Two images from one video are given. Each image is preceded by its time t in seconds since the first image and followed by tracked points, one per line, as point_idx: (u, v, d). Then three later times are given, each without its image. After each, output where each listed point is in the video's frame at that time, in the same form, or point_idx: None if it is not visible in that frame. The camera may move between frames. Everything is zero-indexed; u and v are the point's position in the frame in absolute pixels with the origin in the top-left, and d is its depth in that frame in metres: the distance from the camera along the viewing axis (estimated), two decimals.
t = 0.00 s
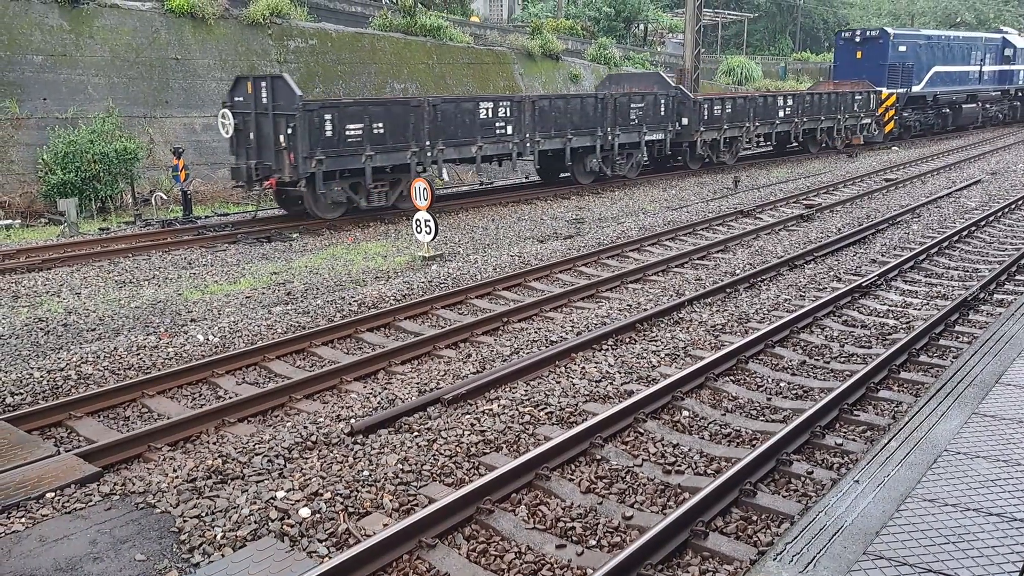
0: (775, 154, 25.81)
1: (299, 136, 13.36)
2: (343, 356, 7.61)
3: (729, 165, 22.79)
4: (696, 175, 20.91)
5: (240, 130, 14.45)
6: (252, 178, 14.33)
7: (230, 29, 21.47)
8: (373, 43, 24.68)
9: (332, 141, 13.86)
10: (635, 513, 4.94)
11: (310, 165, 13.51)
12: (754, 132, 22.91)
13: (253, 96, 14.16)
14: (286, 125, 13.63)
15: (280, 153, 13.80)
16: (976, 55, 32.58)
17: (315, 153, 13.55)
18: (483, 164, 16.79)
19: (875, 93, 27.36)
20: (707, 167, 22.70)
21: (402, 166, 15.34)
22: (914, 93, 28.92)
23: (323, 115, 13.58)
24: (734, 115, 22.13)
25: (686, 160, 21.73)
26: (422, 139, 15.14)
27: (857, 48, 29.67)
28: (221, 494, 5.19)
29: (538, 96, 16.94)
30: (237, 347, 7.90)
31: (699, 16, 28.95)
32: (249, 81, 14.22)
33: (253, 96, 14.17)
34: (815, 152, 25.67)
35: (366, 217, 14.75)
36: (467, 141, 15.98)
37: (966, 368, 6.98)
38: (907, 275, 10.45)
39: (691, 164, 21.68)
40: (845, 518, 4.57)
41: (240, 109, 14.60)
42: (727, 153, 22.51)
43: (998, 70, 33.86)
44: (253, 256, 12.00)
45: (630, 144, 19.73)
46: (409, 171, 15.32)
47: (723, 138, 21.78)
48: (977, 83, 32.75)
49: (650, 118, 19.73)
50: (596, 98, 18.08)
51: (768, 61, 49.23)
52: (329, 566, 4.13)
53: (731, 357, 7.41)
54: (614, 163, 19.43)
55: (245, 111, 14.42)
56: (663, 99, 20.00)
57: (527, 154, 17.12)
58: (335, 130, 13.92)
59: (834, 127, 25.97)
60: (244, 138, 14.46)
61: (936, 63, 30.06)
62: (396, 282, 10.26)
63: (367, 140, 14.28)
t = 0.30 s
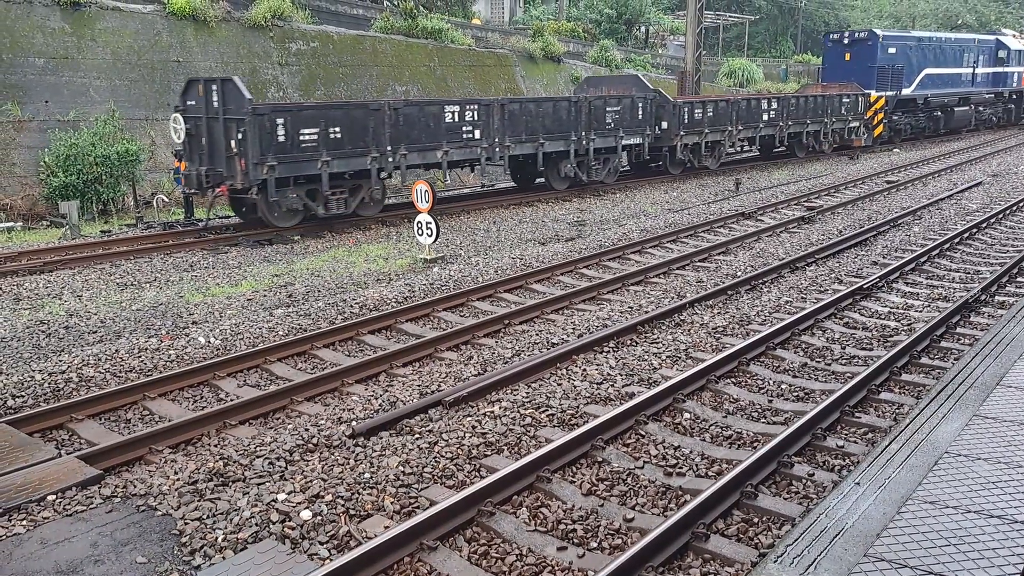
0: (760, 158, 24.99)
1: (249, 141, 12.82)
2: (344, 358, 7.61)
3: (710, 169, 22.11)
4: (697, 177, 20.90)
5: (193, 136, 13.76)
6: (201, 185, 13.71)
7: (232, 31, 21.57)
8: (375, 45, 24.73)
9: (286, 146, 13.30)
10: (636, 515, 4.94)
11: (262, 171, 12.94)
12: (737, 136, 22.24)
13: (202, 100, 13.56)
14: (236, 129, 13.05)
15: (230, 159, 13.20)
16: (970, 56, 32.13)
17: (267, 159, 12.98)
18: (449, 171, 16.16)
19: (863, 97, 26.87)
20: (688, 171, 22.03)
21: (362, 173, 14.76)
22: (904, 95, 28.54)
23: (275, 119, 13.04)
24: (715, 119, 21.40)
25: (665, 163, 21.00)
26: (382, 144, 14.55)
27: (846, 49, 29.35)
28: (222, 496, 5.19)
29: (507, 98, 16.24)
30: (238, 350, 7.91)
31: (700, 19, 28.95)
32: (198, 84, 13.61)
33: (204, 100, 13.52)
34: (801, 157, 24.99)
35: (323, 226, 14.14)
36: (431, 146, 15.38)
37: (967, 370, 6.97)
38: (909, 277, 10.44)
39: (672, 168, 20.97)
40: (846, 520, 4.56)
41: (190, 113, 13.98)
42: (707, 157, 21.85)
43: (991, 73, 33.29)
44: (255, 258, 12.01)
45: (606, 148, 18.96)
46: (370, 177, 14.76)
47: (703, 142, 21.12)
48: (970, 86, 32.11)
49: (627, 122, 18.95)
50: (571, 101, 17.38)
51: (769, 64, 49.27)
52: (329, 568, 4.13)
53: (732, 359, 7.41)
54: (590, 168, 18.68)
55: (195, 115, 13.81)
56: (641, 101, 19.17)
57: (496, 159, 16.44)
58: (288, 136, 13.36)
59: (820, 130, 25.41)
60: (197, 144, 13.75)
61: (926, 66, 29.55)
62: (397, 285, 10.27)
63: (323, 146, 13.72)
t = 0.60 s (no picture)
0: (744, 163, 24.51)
1: (192, 149, 12.22)
2: (344, 362, 7.61)
3: (691, 175, 21.63)
4: (697, 180, 20.90)
5: (139, 142, 13.11)
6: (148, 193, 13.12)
7: (233, 35, 21.62)
8: (375, 49, 24.78)
9: (233, 154, 12.66)
10: (637, 518, 4.94)
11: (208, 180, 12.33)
12: (716, 141, 21.77)
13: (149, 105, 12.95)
14: (180, 135, 12.47)
15: (177, 167, 12.62)
16: (961, 59, 31.82)
17: (212, 166, 12.35)
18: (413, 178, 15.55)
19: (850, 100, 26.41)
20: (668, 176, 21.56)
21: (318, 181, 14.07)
22: (892, 99, 28.08)
23: (221, 125, 12.39)
24: (695, 123, 20.96)
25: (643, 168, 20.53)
26: (338, 150, 13.86)
27: (832, 53, 28.91)
28: (222, 500, 5.19)
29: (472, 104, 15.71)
30: (239, 353, 7.92)
31: (700, 22, 28.97)
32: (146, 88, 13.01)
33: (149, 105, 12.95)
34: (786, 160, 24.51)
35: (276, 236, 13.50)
36: (392, 152, 14.74)
37: (967, 373, 6.97)
38: (909, 280, 10.44)
39: (651, 174, 20.49)
40: (846, 523, 4.56)
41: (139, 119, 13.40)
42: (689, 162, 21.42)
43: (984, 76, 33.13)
44: (255, 262, 12.01)
45: (580, 154, 18.48)
46: (325, 185, 14.00)
47: (683, 147, 20.67)
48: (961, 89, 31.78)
49: (601, 127, 18.44)
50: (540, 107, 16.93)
51: (769, 67, 49.29)
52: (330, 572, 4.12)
53: (733, 362, 7.41)
54: (564, 174, 18.22)
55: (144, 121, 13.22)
56: (616, 106, 18.67)
57: (462, 165, 15.92)
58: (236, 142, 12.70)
59: (806, 135, 24.99)
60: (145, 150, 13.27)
61: (915, 69, 29.18)
62: (397, 288, 10.28)
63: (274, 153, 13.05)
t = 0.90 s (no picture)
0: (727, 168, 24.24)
1: (128, 156, 11.64)
2: (344, 365, 7.61)
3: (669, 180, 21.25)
4: (696, 183, 20.92)
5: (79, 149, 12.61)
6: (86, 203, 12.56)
7: (232, 39, 21.62)
8: (374, 53, 24.80)
9: (174, 161, 12.10)
10: (636, 521, 4.94)
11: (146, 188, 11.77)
12: (695, 146, 21.40)
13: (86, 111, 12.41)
14: (118, 142, 11.91)
15: (114, 175, 12.06)
16: (951, 62, 31.44)
17: (150, 174, 11.79)
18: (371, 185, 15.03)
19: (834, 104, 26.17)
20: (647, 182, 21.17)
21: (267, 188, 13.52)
22: (879, 103, 27.56)
23: (160, 131, 11.83)
24: (672, 128, 20.54)
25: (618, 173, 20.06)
26: (288, 156, 13.34)
27: (817, 56, 28.21)
28: (222, 503, 5.18)
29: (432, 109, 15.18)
30: (238, 356, 7.92)
31: (698, 26, 28.99)
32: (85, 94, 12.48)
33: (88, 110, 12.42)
34: (768, 166, 24.26)
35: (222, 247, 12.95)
36: (347, 158, 14.20)
37: (966, 375, 6.97)
38: (908, 283, 10.45)
39: (626, 180, 20.03)
40: (847, 526, 4.56)
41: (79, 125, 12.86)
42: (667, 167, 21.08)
43: (974, 79, 32.84)
44: (255, 265, 12.02)
45: (550, 161, 17.98)
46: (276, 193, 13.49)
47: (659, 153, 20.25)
48: (951, 92, 31.36)
49: (572, 132, 17.97)
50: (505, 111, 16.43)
51: (769, 70, 49.35)
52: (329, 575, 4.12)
53: (732, 365, 7.41)
54: (533, 181, 17.69)
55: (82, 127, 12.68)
56: (588, 110, 18.30)
57: (423, 172, 15.39)
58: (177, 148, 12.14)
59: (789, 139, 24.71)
60: (84, 158, 12.72)
61: (903, 72, 28.70)
62: (396, 292, 10.28)
63: (217, 159, 12.51)
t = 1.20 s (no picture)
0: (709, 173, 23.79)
1: (59, 165, 11.03)
2: (344, 368, 7.62)
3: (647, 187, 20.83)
4: (695, 187, 20.92)
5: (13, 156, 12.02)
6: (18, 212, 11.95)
7: (232, 43, 21.66)
8: (374, 56, 24.81)
9: (109, 170, 11.52)
10: (637, 525, 4.94)
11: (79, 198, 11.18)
12: (673, 151, 20.91)
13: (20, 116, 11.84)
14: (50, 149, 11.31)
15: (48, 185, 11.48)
16: (942, 65, 31.14)
17: (84, 183, 11.20)
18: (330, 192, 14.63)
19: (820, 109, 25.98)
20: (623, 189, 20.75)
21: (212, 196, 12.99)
22: (865, 108, 27.30)
23: (95, 139, 11.26)
24: (648, 133, 20.11)
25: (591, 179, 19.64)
26: (235, 164, 12.83)
27: (802, 59, 28.13)
28: (223, 506, 5.19)
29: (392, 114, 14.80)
30: (239, 360, 7.93)
31: (698, 29, 29.01)
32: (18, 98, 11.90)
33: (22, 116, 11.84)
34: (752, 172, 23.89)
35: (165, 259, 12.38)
36: (299, 165, 13.71)
37: (968, 379, 6.97)
38: (909, 287, 10.44)
39: (600, 187, 19.65)
40: (849, 530, 4.56)
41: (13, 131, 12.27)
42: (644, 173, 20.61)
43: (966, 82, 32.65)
44: (256, 269, 12.03)
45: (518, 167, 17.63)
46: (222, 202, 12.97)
47: (634, 159, 19.83)
48: (941, 95, 31.11)
49: (541, 138, 17.65)
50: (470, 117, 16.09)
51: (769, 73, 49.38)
52: None
53: (733, 369, 7.41)
54: (501, 188, 17.34)
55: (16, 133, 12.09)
56: (559, 115, 18.02)
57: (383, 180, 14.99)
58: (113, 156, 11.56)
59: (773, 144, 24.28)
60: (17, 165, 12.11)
61: (893, 76, 28.33)
62: (396, 295, 10.29)
63: (158, 167, 11.96)
